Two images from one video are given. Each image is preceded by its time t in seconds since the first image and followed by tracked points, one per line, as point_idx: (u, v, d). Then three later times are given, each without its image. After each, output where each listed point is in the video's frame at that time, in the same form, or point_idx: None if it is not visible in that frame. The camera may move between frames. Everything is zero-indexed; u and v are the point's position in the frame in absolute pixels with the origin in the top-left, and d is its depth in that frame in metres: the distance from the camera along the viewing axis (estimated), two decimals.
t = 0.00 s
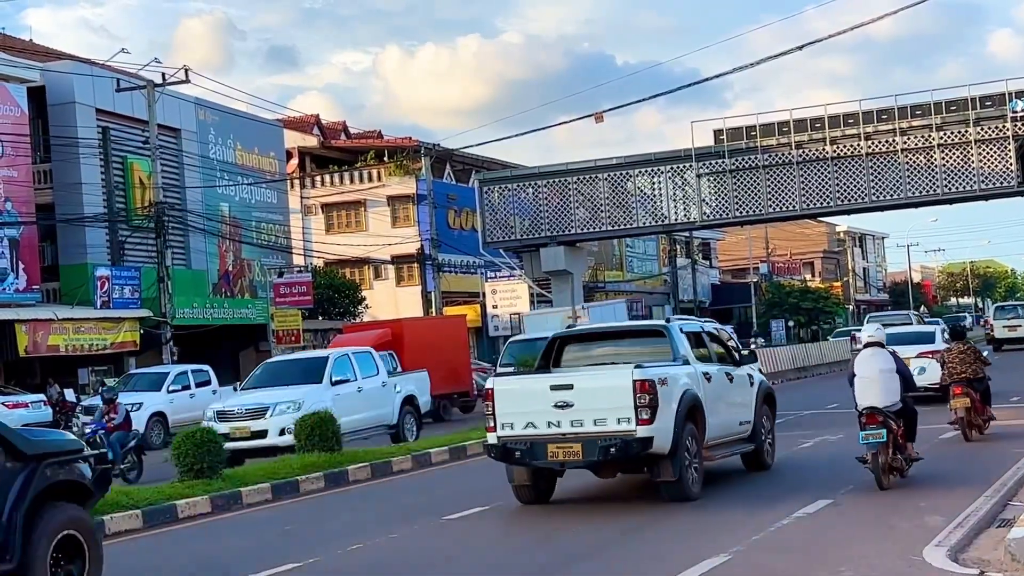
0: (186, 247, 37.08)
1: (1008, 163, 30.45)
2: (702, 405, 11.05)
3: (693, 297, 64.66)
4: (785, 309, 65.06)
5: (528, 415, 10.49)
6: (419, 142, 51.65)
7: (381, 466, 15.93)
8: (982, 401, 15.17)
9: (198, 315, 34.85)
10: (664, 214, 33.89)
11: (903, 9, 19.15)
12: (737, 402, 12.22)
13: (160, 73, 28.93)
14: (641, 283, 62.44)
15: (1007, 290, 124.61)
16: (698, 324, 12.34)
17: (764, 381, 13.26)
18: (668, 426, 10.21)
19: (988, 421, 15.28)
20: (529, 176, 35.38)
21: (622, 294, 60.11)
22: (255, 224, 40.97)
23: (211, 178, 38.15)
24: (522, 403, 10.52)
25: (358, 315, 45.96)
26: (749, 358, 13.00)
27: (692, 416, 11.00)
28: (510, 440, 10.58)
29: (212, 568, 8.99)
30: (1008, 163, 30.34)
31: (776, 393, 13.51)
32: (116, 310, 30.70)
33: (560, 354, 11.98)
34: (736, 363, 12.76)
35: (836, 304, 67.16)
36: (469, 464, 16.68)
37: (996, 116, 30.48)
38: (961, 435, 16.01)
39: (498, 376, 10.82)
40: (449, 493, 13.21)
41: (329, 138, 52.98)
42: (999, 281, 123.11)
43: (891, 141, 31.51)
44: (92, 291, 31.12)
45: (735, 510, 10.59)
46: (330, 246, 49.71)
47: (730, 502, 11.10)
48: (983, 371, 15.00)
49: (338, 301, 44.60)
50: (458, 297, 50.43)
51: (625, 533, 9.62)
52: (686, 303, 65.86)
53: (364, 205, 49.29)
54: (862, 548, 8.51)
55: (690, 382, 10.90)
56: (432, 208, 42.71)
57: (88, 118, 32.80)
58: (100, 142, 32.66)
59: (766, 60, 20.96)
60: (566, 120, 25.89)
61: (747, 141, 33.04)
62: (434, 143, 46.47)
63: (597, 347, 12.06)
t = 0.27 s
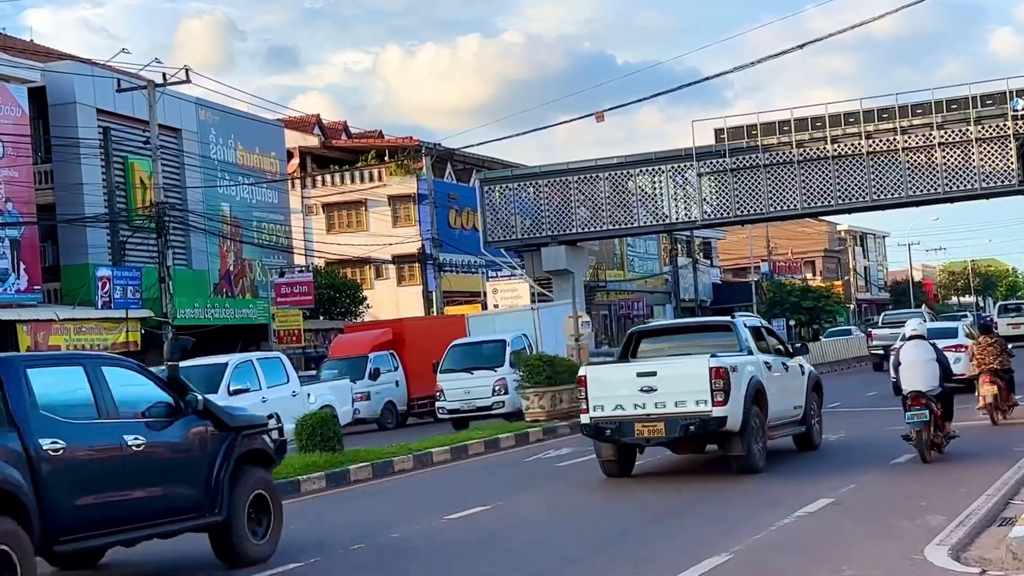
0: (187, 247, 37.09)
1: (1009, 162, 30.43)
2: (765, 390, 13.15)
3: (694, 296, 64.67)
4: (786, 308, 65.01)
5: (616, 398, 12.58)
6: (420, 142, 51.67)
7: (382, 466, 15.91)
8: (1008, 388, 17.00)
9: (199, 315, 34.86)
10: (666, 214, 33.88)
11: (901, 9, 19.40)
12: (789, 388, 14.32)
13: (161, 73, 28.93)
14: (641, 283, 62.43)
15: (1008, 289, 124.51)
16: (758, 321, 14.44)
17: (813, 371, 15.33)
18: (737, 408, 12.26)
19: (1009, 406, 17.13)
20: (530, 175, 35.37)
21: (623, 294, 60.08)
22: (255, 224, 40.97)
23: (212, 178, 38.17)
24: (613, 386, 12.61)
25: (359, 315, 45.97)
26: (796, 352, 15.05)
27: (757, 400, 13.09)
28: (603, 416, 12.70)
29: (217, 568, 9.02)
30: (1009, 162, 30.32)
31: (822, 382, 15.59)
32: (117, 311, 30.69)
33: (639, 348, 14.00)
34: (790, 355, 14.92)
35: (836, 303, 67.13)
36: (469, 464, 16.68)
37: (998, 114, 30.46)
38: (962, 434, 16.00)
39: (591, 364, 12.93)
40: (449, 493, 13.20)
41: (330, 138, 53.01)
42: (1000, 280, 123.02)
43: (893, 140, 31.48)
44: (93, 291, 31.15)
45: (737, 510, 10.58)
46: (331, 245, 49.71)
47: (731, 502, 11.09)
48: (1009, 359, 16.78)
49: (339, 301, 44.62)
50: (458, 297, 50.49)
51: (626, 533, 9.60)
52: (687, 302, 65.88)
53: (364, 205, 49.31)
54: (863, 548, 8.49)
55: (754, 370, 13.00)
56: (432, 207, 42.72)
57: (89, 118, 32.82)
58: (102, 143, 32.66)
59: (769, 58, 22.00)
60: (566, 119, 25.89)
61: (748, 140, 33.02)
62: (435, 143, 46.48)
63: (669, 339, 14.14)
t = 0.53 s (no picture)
0: (188, 246, 37.09)
1: (1010, 160, 30.42)
2: (814, 377, 15.07)
3: (695, 295, 64.63)
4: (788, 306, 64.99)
5: (684, 386, 14.61)
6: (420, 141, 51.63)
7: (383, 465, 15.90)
8: None
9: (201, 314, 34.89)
10: (667, 213, 33.85)
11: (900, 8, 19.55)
12: (834, 376, 16.25)
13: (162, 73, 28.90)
14: (643, 282, 62.39)
15: (1009, 287, 124.42)
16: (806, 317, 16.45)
17: (852, 361, 17.29)
18: (790, 394, 14.27)
19: None
20: (531, 174, 35.37)
21: (624, 293, 60.04)
22: (256, 223, 40.96)
23: (213, 178, 38.17)
24: (681, 374, 14.65)
25: (361, 314, 45.98)
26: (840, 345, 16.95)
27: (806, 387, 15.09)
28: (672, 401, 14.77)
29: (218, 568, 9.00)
30: (1010, 160, 30.32)
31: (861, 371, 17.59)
32: (118, 311, 30.68)
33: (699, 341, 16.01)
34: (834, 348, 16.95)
35: (838, 301, 67.11)
36: (469, 463, 16.66)
37: (999, 112, 30.45)
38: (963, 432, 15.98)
39: (660, 357, 14.92)
40: (451, 492, 13.20)
41: (330, 137, 52.97)
42: (1001, 278, 122.95)
43: (894, 138, 31.46)
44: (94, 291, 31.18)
45: (738, 508, 10.58)
46: (332, 245, 49.71)
47: (732, 500, 11.08)
48: None
49: (341, 300, 44.66)
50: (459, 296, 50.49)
51: (627, 532, 9.60)
52: (688, 301, 65.86)
53: (365, 204, 49.29)
54: (864, 546, 8.50)
55: (803, 359, 14.89)
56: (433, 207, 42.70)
57: (90, 118, 32.83)
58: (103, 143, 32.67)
59: (769, 56, 21.56)
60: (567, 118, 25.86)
61: (749, 138, 33.00)
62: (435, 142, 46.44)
63: (725, 334, 16.12)
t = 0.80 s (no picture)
0: (188, 246, 37.11)
1: (1011, 158, 30.40)
2: (854, 366, 16.87)
3: (696, 294, 64.63)
4: (789, 305, 64.98)
5: (736, 374, 16.32)
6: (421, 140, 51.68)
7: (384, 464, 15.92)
8: None
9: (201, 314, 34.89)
10: (667, 212, 33.85)
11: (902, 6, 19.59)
12: (870, 365, 18.08)
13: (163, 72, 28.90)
14: (643, 280, 62.43)
15: (1009, 286, 124.50)
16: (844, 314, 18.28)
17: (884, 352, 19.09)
18: (833, 381, 16.01)
19: None
20: (531, 174, 35.37)
21: (625, 292, 60.07)
22: (257, 223, 40.98)
23: (214, 177, 38.19)
24: (735, 366, 16.37)
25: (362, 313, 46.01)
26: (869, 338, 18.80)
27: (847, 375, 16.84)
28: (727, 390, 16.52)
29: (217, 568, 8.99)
30: (1011, 158, 30.30)
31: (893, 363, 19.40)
32: (119, 311, 30.66)
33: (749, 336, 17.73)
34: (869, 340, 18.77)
35: (839, 299, 67.13)
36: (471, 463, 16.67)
37: (1000, 111, 30.44)
38: (964, 431, 15.98)
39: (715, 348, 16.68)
40: (451, 492, 13.21)
41: (331, 137, 53.02)
42: (1002, 277, 122.96)
43: (894, 137, 31.43)
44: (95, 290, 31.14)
45: (738, 507, 10.58)
46: (333, 244, 49.71)
47: (733, 499, 11.09)
48: None
49: (342, 299, 44.69)
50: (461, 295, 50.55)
51: (629, 531, 9.61)
52: (689, 300, 65.89)
53: (365, 204, 49.33)
54: (866, 544, 8.49)
55: (843, 351, 16.65)
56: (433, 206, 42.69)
57: (90, 117, 32.83)
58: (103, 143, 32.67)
59: (770, 55, 22.44)
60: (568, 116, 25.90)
61: (749, 137, 33.00)
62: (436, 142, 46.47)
63: (771, 329, 17.93)
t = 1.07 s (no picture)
0: (189, 245, 37.11)
1: (1012, 157, 30.38)
2: (888, 357, 18.52)
3: (697, 293, 64.62)
4: (789, 303, 64.96)
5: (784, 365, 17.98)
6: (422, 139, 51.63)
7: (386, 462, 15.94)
8: None
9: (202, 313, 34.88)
10: (667, 210, 33.85)
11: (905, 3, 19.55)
12: (902, 357, 19.73)
13: (163, 71, 28.90)
14: (644, 279, 62.44)
15: (1010, 284, 124.52)
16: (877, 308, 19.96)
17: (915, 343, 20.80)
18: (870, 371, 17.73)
19: None
20: (532, 172, 35.35)
21: (626, 290, 60.08)
22: (258, 222, 40.98)
23: (215, 176, 38.20)
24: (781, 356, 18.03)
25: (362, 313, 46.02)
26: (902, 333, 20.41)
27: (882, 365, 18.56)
28: (776, 379, 18.22)
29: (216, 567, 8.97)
30: (1011, 157, 30.31)
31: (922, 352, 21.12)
32: (120, 310, 30.67)
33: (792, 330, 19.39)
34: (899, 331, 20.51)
35: (839, 298, 67.13)
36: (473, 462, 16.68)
37: (1000, 109, 30.42)
38: (966, 429, 15.97)
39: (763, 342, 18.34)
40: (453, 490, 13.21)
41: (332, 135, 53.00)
42: (1002, 275, 122.98)
43: (895, 135, 31.41)
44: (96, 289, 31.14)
45: (740, 505, 10.59)
46: (333, 243, 49.69)
47: (735, 497, 11.10)
48: None
49: (343, 298, 44.72)
50: (461, 294, 50.62)
51: (630, 528, 9.61)
52: (690, 299, 65.88)
53: (366, 203, 49.31)
54: (867, 542, 8.50)
55: (879, 345, 18.26)
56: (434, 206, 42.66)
57: (90, 116, 32.83)
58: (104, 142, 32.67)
59: (770, 53, 22.08)
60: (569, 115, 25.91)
61: (750, 136, 32.99)
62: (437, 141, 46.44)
63: (811, 323, 19.59)
